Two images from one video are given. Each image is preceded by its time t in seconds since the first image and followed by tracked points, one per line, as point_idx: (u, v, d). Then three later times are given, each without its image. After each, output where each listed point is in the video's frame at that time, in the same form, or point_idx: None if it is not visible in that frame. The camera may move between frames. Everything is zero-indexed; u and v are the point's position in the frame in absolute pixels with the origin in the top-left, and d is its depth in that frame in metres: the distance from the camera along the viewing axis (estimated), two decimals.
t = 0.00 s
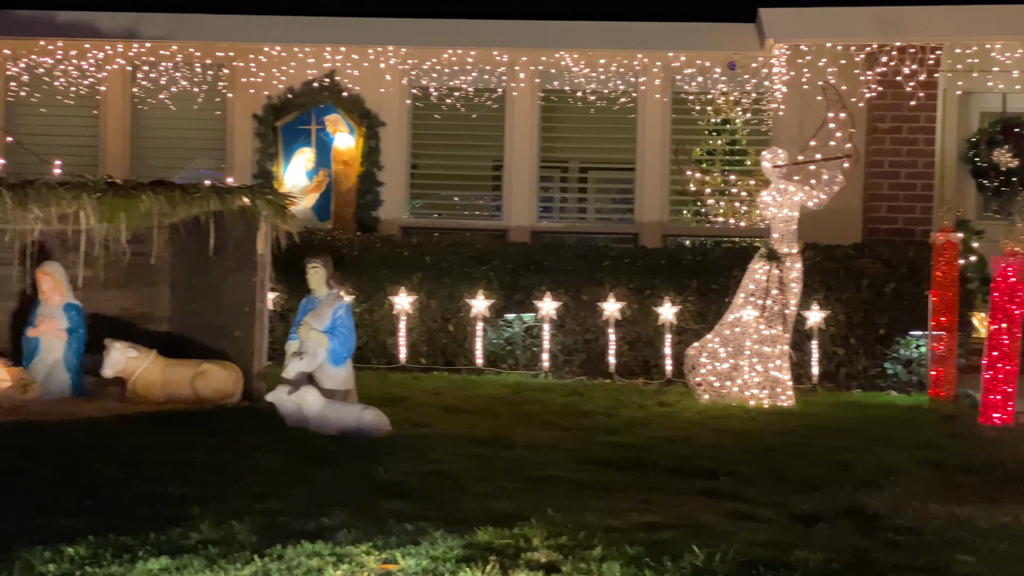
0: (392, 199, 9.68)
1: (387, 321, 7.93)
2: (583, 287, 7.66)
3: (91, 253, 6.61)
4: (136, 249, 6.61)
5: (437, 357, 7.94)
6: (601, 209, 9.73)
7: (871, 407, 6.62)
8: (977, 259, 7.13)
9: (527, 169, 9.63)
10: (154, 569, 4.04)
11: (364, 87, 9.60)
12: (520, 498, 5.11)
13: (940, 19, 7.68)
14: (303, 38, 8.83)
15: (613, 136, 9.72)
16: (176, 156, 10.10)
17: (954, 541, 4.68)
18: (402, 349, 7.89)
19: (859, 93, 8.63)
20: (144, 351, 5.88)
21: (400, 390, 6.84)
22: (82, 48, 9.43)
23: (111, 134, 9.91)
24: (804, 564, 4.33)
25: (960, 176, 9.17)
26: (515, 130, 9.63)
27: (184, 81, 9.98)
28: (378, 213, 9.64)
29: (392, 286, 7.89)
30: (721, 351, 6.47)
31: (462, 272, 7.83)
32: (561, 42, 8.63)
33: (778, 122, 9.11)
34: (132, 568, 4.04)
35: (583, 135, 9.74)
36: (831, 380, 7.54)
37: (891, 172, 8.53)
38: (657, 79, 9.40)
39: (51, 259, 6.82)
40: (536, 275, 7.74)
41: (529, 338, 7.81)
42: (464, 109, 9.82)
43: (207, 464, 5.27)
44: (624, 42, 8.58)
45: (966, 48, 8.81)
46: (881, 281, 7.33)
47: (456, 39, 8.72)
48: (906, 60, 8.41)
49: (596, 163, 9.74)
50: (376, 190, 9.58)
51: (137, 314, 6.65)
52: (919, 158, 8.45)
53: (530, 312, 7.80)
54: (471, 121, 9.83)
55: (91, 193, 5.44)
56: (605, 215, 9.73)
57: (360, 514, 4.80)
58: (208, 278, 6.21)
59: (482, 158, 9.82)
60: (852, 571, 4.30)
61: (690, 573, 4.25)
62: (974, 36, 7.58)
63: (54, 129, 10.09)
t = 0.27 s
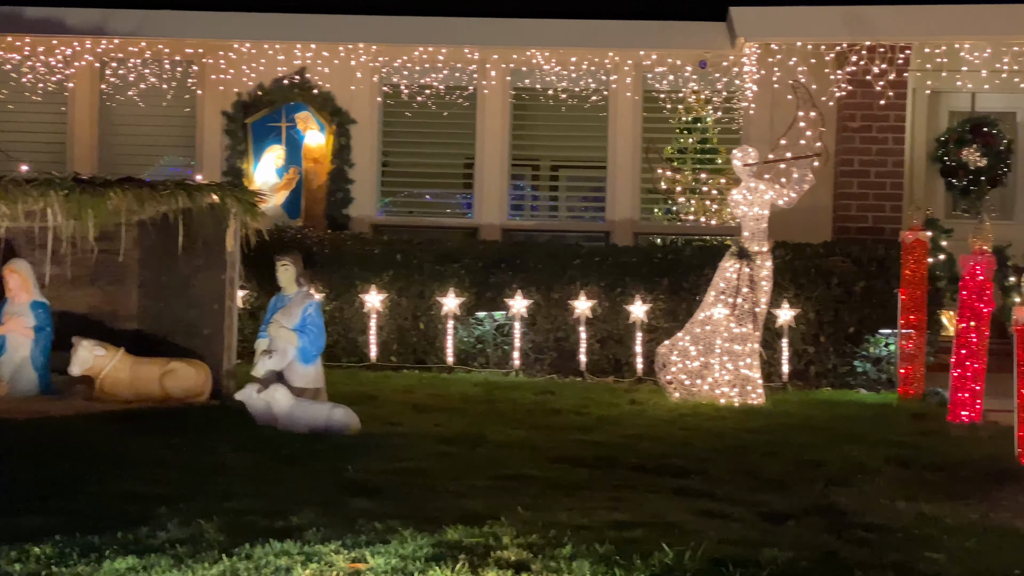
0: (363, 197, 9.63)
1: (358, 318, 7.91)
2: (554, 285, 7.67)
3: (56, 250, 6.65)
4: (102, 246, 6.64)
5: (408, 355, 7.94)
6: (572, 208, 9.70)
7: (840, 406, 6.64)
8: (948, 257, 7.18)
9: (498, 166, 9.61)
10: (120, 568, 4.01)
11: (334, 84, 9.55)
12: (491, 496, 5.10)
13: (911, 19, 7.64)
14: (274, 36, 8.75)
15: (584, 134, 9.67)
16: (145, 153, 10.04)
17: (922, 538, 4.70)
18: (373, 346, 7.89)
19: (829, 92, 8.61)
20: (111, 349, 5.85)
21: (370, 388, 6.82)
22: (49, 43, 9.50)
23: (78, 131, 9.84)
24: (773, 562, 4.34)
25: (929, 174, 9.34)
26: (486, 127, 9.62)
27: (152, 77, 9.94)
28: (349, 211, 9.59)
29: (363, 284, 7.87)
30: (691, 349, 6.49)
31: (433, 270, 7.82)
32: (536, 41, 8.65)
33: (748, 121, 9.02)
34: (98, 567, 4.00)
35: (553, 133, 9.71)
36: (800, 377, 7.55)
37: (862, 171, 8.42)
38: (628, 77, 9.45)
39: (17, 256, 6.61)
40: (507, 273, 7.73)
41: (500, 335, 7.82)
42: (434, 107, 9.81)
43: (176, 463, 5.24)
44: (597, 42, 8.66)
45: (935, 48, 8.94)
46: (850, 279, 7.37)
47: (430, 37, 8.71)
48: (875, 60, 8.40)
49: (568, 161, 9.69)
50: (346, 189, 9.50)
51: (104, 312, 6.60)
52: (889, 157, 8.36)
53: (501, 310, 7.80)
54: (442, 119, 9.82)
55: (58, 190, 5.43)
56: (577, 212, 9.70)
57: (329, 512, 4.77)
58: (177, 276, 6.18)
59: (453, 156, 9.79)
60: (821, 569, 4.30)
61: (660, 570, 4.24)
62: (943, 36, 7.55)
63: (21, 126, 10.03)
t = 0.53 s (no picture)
0: (332, 194, 9.65)
1: (327, 315, 7.90)
2: (524, 283, 7.69)
3: (20, 245, 6.37)
4: (71, 243, 6.49)
5: (378, 353, 7.96)
6: (543, 205, 9.71)
7: (809, 403, 6.68)
8: (914, 255, 7.25)
9: (470, 163, 9.64)
10: (85, 567, 3.99)
11: (304, 81, 9.55)
12: (460, 494, 5.10)
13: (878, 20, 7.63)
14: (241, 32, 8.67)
15: (554, 131, 9.69)
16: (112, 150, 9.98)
17: (889, 535, 4.73)
18: (343, 344, 7.88)
19: (797, 91, 8.84)
20: (78, 347, 5.86)
21: (340, 386, 6.81)
22: (16, 39, 9.38)
23: (46, 126, 9.79)
24: (741, 559, 4.35)
25: (897, 171, 9.44)
26: (456, 125, 9.64)
27: (120, 73, 9.86)
28: (318, 209, 9.58)
29: (333, 281, 7.86)
30: (661, 347, 6.50)
31: (403, 267, 7.83)
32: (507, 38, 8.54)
33: (718, 119, 9.17)
34: (63, 566, 3.98)
35: (524, 130, 9.72)
36: (770, 375, 7.58)
37: (830, 169, 8.41)
38: (598, 75, 9.46)
39: None
40: (476, 271, 7.75)
41: (470, 333, 7.83)
42: (404, 104, 9.79)
43: (144, 462, 5.21)
44: (568, 39, 8.53)
45: (902, 48, 9.17)
46: (819, 277, 7.41)
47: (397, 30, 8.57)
48: (844, 59, 8.35)
49: (538, 159, 9.72)
50: (316, 186, 9.49)
51: (71, 309, 6.50)
52: (857, 156, 8.36)
53: (471, 307, 7.82)
54: (412, 116, 9.79)
55: (24, 185, 5.50)
56: (547, 210, 9.71)
57: (297, 511, 4.76)
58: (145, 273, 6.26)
59: (423, 154, 9.81)
60: (788, 566, 4.32)
61: (628, 568, 4.25)
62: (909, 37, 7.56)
63: None
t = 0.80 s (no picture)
0: (300, 191, 9.62)
1: (295, 313, 7.98)
2: (492, 280, 7.77)
3: None
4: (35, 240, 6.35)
5: (345, 350, 8.03)
6: (511, 203, 9.68)
7: (776, 400, 6.72)
8: (881, 252, 7.03)
9: (437, 160, 9.58)
10: (47, 566, 3.97)
11: (272, 77, 9.52)
12: (427, 491, 5.09)
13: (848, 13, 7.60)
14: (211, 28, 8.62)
15: (523, 129, 9.68)
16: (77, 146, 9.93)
17: (854, 531, 4.75)
18: (309, 341, 7.96)
19: (765, 88, 8.65)
20: (43, 345, 5.82)
21: (307, 383, 6.81)
22: None
23: (9, 121, 9.66)
24: (707, 556, 4.36)
25: (864, 170, 9.54)
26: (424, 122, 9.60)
27: (85, 69, 9.81)
28: (287, 205, 9.58)
29: (301, 278, 7.94)
30: (629, 344, 6.52)
31: (371, 264, 7.88)
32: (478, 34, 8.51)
33: (686, 118, 9.06)
34: (24, 565, 3.95)
35: (493, 128, 9.71)
36: (737, 372, 7.66)
37: (798, 167, 8.46)
38: (567, 72, 9.41)
39: None
40: (445, 268, 7.80)
41: (438, 330, 7.90)
42: (372, 101, 9.78)
43: (110, 460, 5.18)
44: (538, 36, 8.50)
45: (869, 48, 9.11)
46: (786, 275, 7.45)
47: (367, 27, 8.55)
48: (812, 57, 8.41)
49: (506, 156, 9.69)
50: (284, 182, 9.47)
51: (37, 307, 6.40)
52: (824, 154, 8.42)
53: (439, 304, 7.89)
54: (381, 113, 9.78)
55: None
56: (515, 208, 9.67)
57: (263, 508, 4.74)
58: (110, 269, 6.27)
59: (392, 151, 9.77)
60: (753, 563, 4.33)
61: (594, 565, 4.25)
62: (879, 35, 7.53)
63: None
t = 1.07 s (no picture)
0: (268, 187, 9.59)
1: (262, 311, 8.03)
2: (460, 277, 7.82)
3: None
4: None
5: (313, 347, 8.10)
6: (480, 200, 9.69)
7: (743, 398, 6.76)
8: (847, 250, 6.98)
9: (405, 153, 9.63)
10: (7, 565, 3.93)
11: (238, 73, 9.49)
12: (394, 488, 5.08)
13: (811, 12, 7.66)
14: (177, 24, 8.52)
15: (491, 126, 9.69)
16: (44, 142, 9.87)
17: (820, 527, 4.76)
18: (277, 338, 8.02)
19: (733, 87, 8.74)
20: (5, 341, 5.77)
21: (273, 381, 6.82)
22: None
23: None
24: (674, 552, 4.35)
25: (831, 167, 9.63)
26: (392, 119, 9.61)
27: (50, 64, 9.71)
28: (254, 202, 9.52)
29: (268, 275, 7.98)
30: (597, 342, 6.59)
31: (338, 262, 7.96)
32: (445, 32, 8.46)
33: (655, 115, 9.10)
34: None
35: (461, 125, 9.71)
36: (705, 370, 7.70)
37: (765, 165, 8.45)
38: (535, 70, 9.45)
39: None
40: (412, 265, 7.90)
41: (406, 328, 7.96)
42: (341, 97, 9.75)
43: (74, 459, 5.14)
44: (506, 32, 8.45)
45: (836, 46, 9.27)
46: (753, 273, 7.53)
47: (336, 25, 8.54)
48: (779, 56, 8.39)
49: (475, 153, 9.71)
50: (251, 178, 9.43)
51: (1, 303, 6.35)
52: (792, 152, 8.40)
53: (407, 302, 7.96)
54: (349, 110, 9.77)
55: None
56: (484, 205, 9.69)
57: (229, 506, 4.72)
58: (74, 267, 6.23)
59: (360, 147, 9.78)
60: (720, 559, 4.33)
61: (561, 562, 4.24)
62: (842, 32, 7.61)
63: None
